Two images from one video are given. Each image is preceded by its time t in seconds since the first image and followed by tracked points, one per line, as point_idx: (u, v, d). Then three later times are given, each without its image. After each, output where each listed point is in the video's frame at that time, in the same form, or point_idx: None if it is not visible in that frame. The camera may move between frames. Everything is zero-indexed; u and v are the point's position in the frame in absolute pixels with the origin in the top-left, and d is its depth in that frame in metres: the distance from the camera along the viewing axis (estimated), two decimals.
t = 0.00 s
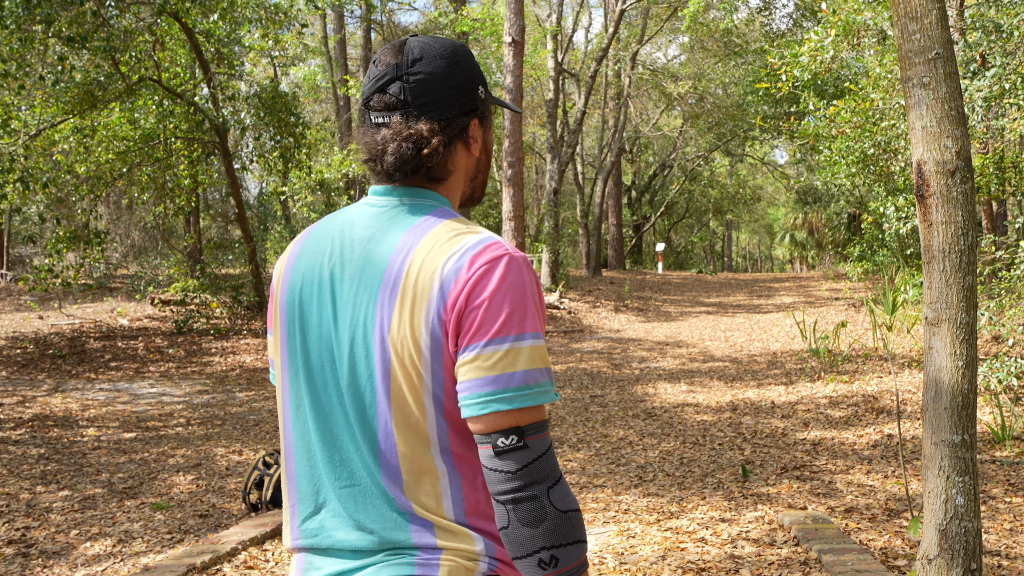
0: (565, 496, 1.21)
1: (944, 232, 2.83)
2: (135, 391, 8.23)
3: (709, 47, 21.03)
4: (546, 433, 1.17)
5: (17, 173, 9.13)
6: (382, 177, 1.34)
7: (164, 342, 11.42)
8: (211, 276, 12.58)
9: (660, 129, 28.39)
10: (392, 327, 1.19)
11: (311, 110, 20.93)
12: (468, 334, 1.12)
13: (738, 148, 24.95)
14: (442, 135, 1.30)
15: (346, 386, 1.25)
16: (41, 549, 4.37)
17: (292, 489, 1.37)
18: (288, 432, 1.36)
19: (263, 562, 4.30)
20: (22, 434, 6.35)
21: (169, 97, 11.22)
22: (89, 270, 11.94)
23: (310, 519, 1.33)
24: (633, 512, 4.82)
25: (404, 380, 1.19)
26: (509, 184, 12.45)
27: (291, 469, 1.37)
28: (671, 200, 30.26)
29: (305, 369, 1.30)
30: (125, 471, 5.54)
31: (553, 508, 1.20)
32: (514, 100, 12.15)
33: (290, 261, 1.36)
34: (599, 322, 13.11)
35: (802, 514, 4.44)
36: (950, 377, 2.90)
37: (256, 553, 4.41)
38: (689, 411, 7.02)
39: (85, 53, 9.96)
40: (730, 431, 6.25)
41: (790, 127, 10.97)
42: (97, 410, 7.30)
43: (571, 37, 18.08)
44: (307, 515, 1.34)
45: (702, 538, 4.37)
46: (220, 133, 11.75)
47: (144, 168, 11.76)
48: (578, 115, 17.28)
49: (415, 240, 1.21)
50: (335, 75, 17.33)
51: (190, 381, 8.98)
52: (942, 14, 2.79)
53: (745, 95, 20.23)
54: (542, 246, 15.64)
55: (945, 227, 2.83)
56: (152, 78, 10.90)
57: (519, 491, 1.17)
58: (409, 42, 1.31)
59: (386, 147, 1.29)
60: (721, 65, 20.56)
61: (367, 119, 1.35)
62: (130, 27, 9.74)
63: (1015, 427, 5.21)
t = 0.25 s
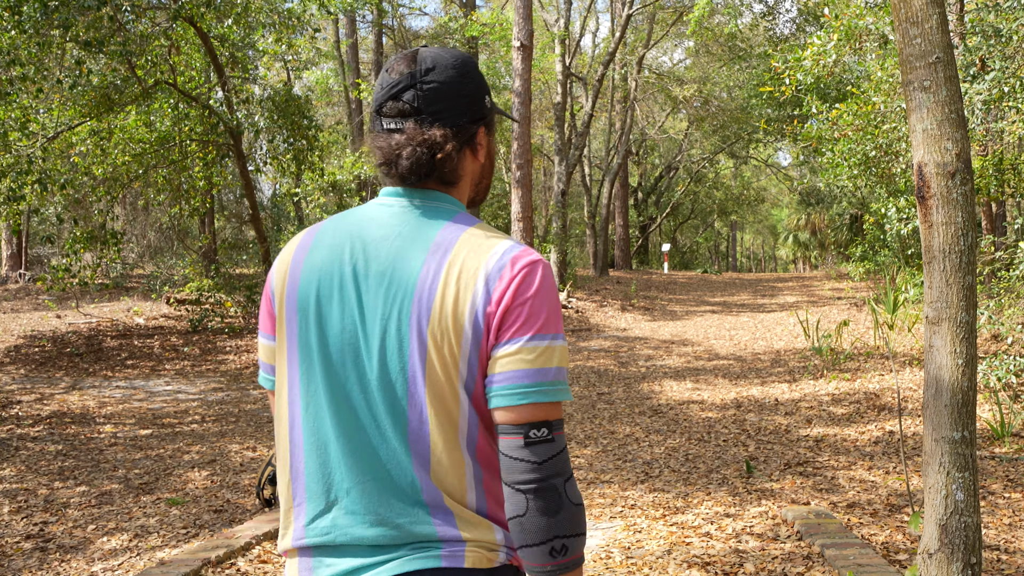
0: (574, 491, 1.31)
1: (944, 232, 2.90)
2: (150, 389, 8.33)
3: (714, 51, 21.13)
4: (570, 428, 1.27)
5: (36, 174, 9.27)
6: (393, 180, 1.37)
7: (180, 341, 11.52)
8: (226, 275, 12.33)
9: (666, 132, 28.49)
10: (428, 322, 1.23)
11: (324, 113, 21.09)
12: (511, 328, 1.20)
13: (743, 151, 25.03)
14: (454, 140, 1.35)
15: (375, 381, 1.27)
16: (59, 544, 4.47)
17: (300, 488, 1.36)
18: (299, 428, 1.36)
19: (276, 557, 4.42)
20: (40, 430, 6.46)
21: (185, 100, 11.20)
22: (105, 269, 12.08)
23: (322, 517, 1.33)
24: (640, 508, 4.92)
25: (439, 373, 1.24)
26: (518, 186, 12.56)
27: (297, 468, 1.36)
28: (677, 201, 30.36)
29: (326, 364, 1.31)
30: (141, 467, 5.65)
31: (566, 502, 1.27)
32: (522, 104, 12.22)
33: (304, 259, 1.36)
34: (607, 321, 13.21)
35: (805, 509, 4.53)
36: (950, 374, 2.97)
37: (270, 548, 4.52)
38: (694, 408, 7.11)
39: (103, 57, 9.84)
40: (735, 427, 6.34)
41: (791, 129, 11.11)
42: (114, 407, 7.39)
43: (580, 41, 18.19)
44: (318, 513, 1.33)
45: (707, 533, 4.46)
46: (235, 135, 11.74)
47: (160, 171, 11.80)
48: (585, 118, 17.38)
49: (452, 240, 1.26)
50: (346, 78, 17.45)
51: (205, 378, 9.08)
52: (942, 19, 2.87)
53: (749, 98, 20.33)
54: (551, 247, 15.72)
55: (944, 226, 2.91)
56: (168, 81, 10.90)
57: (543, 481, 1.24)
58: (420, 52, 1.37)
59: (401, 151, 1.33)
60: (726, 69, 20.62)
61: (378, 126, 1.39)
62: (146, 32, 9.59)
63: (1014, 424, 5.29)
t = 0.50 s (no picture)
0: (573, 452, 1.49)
1: (944, 233, 2.96)
2: (167, 386, 8.45)
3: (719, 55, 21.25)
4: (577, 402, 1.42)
5: (55, 176, 9.63)
6: (366, 187, 1.39)
7: (196, 339, 11.67)
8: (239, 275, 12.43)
9: (672, 134, 28.64)
10: (438, 325, 1.25)
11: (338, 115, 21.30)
12: (524, 324, 1.26)
13: (747, 153, 25.12)
14: (423, 144, 1.37)
15: (386, 387, 1.28)
16: (78, 537, 4.59)
17: (309, 498, 1.35)
18: (303, 437, 1.34)
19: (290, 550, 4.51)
20: (59, 427, 6.58)
21: (200, 104, 11.05)
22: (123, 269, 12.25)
23: (337, 524, 1.33)
24: (646, 502, 5.03)
25: (451, 373, 1.27)
26: (527, 188, 12.68)
27: (304, 476, 1.35)
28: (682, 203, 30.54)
29: (333, 374, 1.30)
30: (159, 463, 5.78)
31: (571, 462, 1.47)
32: (532, 106, 12.54)
33: (297, 267, 1.33)
34: (614, 320, 13.32)
35: (808, 504, 4.63)
36: (951, 372, 3.00)
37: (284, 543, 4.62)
38: (699, 405, 7.21)
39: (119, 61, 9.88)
40: (739, 424, 6.44)
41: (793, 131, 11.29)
42: (132, 404, 7.51)
43: (587, 46, 18.33)
44: (332, 521, 1.33)
45: (712, 527, 4.56)
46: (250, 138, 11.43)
47: (177, 173, 11.62)
48: (593, 121, 17.50)
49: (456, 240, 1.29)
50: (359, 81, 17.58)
51: (220, 376, 9.21)
52: (942, 24, 2.91)
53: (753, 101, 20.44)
54: (559, 247, 15.81)
55: (944, 227, 2.96)
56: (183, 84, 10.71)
57: (573, 464, 1.42)
58: (385, 62, 1.40)
59: (371, 156, 1.35)
60: (730, 73, 20.73)
61: (346, 135, 1.41)
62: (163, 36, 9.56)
63: (1012, 420, 5.39)
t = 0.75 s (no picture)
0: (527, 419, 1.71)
1: (944, 233, 3.03)
2: (184, 383, 8.59)
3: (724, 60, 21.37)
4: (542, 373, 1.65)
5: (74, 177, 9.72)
6: (343, 197, 1.43)
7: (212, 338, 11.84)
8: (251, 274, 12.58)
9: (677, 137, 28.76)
10: (471, 316, 1.35)
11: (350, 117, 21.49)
12: (531, 305, 1.45)
13: (752, 155, 25.21)
14: (391, 153, 1.42)
15: (432, 379, 1.33)
16: (96, 532, 4.70)
17: (350, 503, 1.33)
18: (337, 442, 1.32)
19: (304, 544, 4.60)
20: (78, 423, 6.71)
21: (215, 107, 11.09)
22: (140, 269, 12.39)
23: (383, 525, 1.33)
24: (652, 498, 5.13)
25: (486, 358, 1.38)
26: (535, 190, 12.87)
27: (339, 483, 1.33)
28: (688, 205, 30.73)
29: (371, 376, 1.31)
30: (175, 459, 5.90)
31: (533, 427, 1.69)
32: (540, 110, 12.73)
33: (321, 274, 1.30)
34: (620, 319, 13.43)
35: (811, 499, 4.74)
36: (951, 369, 3.08)
37: (298, 537, 4.71)
38: (705, 402, 7.32)
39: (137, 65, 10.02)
40: (744, 421, 6.55)
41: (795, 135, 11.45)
42: (149, 401, 7.64)
43: (594, 51, 18.44)
44: (378, 523, 1.33)
45: (717, 522, 4.66)
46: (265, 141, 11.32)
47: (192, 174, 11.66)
48: (601, 124, 17.62)
49: (471, 238, 1.40)
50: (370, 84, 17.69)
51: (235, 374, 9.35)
52: (942, 29, 2.99)
53: (757, 105, 20.55)
54: (567, 248, 15.91)
55: (944, 228, 3.03)
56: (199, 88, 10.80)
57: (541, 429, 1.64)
58: (361, 76, 1.46)
59: (340, 164, 1.40)
60: (734, 77, 20.82)
61: (320, 143, 1.46)
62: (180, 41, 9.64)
63: (1011, 417, 5.51)
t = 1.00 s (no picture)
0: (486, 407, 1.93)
1: (944, 234, 3.10)
2: (200, 381, 8.76)
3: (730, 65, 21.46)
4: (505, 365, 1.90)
5: (91, 180, 9.57)
6: (373, 210, 1.51)
7: (227, 337, 12.01)
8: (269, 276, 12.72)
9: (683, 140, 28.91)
10: (502, 312, 1.54)
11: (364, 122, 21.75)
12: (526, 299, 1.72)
13: (756, 158, 25.29)
14: (417, 162, 1.53)
15: (486, 364, 1.50)
16: (114, 526, 4.81)
17: (417, 486, 1.41)
18: (407, 429, 1.39)
19: (318, 539, 4.70)
20: (97, 420, 6.87)
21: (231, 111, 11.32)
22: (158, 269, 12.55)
23: (442, 502, 1.45)
24: (659, 493, 5.24)
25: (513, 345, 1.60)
26: (545, 191, 12.93)
27: (406, 467, 1.40)
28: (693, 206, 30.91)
29: (440, 367, 1.41)
30: (192, 455, 6.04)
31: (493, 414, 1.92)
32: (550, 115, 12.78)
33: (396, 273, 1.36)
34: (628, 318, 13.53)
35: (814, 494, 4.85)
36: (951, 368, 3.15)
37: (312, 531, 4.82)
38: (710, 399, 7.42)
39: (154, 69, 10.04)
40: (748, 417, 6.66)
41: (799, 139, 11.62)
42: (166, 398, 7.80)
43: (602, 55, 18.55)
44: (439, 502, 1.44)
45: (722, 516, 4.76)
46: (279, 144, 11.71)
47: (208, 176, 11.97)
48: (608, 128, 17.74)
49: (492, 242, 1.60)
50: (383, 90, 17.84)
51: (251, 372, 9.52)
52: (942, 35, 3.08)
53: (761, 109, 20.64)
54: (575, 249, 16.02)
55: (945, 226, 3.10)
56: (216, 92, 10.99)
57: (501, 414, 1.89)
58: (369, 95, 1.54)
59: (375, 178, 1.48)
60: (739, 81, 20.91)
61: (340, 162, 1.52)
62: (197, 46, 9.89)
63: (1009, 414, 5.62)
